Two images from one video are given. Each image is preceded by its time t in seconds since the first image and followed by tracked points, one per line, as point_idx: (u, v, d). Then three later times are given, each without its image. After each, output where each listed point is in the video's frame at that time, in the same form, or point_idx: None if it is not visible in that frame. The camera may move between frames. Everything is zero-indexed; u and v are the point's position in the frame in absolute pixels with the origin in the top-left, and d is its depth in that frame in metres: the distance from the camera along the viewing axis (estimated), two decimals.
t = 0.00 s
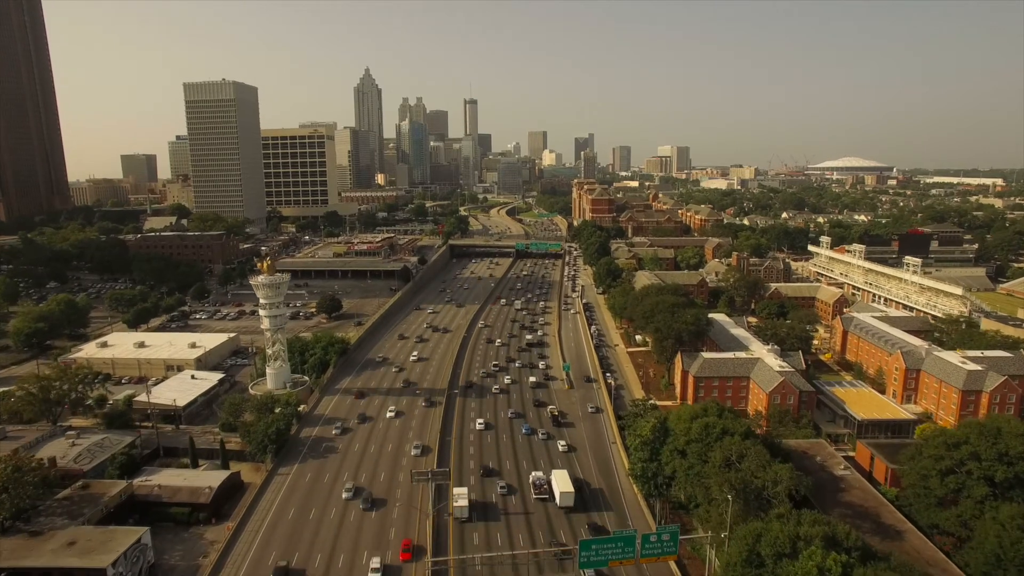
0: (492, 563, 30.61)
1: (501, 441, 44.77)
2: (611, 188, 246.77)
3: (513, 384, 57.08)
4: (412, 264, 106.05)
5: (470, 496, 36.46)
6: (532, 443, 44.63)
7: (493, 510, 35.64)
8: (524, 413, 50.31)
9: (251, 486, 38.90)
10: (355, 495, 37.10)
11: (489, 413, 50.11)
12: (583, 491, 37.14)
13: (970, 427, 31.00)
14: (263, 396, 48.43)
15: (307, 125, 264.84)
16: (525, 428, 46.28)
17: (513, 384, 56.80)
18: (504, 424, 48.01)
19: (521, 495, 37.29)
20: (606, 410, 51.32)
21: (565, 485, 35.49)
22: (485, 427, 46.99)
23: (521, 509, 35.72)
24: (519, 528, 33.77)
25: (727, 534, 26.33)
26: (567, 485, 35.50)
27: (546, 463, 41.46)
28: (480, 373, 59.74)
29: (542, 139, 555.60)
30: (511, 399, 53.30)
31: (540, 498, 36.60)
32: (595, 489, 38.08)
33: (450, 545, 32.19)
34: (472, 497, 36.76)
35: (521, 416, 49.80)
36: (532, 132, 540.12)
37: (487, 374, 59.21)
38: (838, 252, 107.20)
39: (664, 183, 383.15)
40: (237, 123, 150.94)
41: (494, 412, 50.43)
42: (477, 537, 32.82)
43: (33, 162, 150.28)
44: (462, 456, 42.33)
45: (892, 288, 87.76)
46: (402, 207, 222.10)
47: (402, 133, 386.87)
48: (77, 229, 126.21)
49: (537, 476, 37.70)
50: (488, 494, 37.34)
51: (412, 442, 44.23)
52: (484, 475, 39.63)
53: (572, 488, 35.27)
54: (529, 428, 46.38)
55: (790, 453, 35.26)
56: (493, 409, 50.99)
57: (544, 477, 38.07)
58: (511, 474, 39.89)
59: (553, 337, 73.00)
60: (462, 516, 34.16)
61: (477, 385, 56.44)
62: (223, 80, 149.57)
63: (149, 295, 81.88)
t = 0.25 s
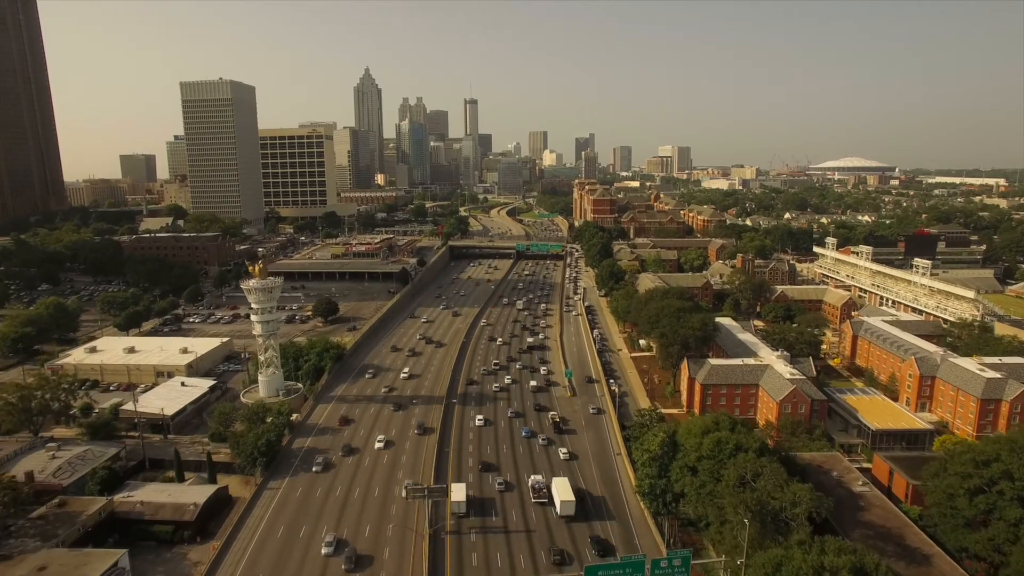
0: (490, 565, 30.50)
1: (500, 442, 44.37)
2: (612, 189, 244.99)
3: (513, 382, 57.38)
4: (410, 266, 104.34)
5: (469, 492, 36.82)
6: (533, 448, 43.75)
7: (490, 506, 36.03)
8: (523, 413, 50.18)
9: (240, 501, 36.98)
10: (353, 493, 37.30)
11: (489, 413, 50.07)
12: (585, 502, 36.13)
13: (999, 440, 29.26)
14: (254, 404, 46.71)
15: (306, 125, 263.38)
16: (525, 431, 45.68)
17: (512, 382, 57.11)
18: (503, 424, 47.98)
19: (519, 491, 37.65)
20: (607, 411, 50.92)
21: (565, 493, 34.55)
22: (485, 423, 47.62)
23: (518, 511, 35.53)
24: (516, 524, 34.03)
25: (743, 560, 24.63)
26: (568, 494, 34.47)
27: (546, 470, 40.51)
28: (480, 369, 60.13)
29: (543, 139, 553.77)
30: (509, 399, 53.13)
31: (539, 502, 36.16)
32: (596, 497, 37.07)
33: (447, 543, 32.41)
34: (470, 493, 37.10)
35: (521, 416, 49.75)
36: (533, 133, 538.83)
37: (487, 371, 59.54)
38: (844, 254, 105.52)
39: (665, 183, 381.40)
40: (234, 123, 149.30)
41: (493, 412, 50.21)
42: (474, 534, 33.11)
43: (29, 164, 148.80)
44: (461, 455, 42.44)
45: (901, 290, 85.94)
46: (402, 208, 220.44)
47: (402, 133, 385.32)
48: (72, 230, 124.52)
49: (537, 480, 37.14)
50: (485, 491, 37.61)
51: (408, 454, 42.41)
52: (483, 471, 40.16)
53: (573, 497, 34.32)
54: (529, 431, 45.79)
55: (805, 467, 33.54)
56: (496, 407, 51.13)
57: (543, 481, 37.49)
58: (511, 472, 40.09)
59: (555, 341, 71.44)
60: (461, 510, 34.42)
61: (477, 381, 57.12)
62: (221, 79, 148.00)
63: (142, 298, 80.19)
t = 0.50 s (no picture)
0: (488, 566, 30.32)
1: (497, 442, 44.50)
2: (613, 189, 243.16)
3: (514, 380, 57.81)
4: (409, 267, 102.59)
5: (466, 489, 37.55)
6: (533, 455, 43.00)
7: (487, 502, 36.68)
8: (523, 413, 50.29)
9: (227, 518, 35.20)
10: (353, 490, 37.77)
11: (489, 412, 50.08)
12: (587, 514, 35.03)
13: None
14: (245, 414, 44.90)
15: (305, 125, 261.69)
16: (524, 434, 45.20)
17: (513, 381, 57.47)
18: (503, 423, 48.18)
19: (516, 488, 38.28)
20: (608, 413, 50.61)
21: (566, 503, 33.74)
22: (485, 419, 48.42)
23: (517, 514, 35.28)
24: (512, 520, 34.51)
25: None
26: (568, 504, 33.67)
27: (546, 479, 39.76)
28: (482, 367, 61.36)
29: (543, 139, 551.96)
30: (508, 399, 53.09)
31: (537, 506, 35.85)
32: (598, 507, 36.13)
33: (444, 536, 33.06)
34: (468, 490, 37.80)
35: (521, 415, 49.80)
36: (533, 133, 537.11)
37: (488, 369, 60.41)
38: (851, 255, 103.72)
39: (666, 183, 379.68)
40: (231, 123, 147.57)
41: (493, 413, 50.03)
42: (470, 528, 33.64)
43: (24, 163, 147.32)
44: (460, 454, 42.90)
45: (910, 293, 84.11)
46: (401, 209, 218.75)
47: (402, 133, 383.52)
48: (66, 231, 122.81)
49: (536, 484, 36.83)
50: (484, 487, 38.26)
51: (404, 466, 40.79)
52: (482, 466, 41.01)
53: (573, 507, 33.46)
54: (529, 433, 45.33)
55: (821, 485, 31.74)
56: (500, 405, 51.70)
57: (542, 486, 37.13)
58: (512, 472, 40.52)
59: (557, 345, 69.81)
60: (458, 506, 35.11)
61: (479, 378, 58.11)
62: (218, 78, 146.41)
63: (133, 301, 78.38)
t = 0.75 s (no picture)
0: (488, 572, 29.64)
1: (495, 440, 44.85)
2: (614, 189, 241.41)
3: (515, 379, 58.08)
4: (408, 269, 100.83)
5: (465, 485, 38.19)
6: (533, 460, 42.17)
7: (485, 498, 37.25)
8: (523, 413, 50.28)
9: (211, 537, 33.44)
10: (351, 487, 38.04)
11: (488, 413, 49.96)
12: (590, 526, 33.79)
13: None
14: (234, 424, 43.00)
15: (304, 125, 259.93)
16: (524, 437, 44.68)
17: (513, 381, 57.46)
18: (503, 423, 48.13)
19: (514, 485, 38.78)
20: (610, 414, 50.15)
21: (566, 515, 32.68)
22: (484, 416, 48.92)
23: (515, 515, 35.21)
24: (509, 522, 34.41)
25: None
26: (569, 514, 32.70)
27: (546, 486, 38.74)
28: (485, 365, 61.94)
29: (543, 139, 550.27)
30: (506, 400, 53.00)
31: (536, 511, 35.32)
32: (600, 518, 34.93)
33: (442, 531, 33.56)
34: (467, 487, 38.38)
35: (520, 415, 49.74)
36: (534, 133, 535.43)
37: (489, 367, 61.06)
38: (857, 257, 101.94)
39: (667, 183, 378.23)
40: (228, 122, 145.87)
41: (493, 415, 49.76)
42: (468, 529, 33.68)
43: (19, 163, 145.71)
44: (458, 452, 43.20)
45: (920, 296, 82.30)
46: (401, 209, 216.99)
47: (402, 132, 381.66)
48: (60, 232, 121.04)
49: (535, 489, 36.36)
50: (482, 484, 38.90)
51: (400, 481, 38.97)
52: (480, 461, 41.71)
53: (574, 518, 32.40)
54: (529, 437, 44.79)
55: (840, 504, 29.93)
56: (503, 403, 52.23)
57: (540, 489, 36.84)
58: (512, 470, 40.80)
59: (559, 349, 68.08)
60: (456, 502, 35.76)
61: (480, 376, 58.79)
62: (215, 77, 144.83)
63: (125, 305, 76.48)
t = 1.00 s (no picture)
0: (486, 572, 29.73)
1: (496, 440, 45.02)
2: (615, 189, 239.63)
3: (519, 378, 58.33)
4: (406, 271, 99.01)
5: (464, 481, 38.76)
6: (533, 464, 41.56)
7: (484, 494, 37.77)
8: (523, 412, 50.32)
9: (194, 558, 31.56)
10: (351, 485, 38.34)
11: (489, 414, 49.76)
12: (593, 540, 32.84)
13: None
14: (222, 436, 41.14)
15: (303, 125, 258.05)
16: (524, 440, 44.30)
17: (513, 380, 57.39)
18: (505, 424, 47.99)
19: (513, 482, 39.16)
20: (612, 417, 49.69)
21: (567, 526, 31.94)
22: (484, 413, 49.55)
23: (512, 512, 35.72)
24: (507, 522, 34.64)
25: None
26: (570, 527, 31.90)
27: (546, 491, 38.06)
28: (486, 362, 62.43)
29: (544, 139, 548.58)
30: (506, 399, 52.97)
31: (536, 517, 34.93)
32: (602, 530, 34.02)
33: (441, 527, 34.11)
34: (465, 483, 38.96)
35: (520, 415, 49.78)
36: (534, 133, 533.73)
37: (492, 364, 61.53)
38: (863, 258, 100.08)
39: (668, 183, 376.59)
40: (225, 122, 144.20)
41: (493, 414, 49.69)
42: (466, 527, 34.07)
43: (13, 163, 143.86)
44: (458, 450, 43.41)
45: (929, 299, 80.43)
46: (400, 210, 215.17)
47: (401, 132, 379.75)
48: (54, 233, 119.24)
49: (535, 495, 36.07)
50: (480, 480, 39.49)
51: (395, 497, 37.18)
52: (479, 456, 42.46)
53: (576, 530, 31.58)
54: (529, 440, 44.39)
55: (863, 527, 28.07)
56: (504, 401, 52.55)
57: (540, 496, 36.48)
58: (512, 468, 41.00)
59: (560, 353, 66.39)
60: (455, 498, 36.40)
61: (481, 373, 59.24)
62: (212, 76, 142.99)
63: (116, 309, 74.60)
